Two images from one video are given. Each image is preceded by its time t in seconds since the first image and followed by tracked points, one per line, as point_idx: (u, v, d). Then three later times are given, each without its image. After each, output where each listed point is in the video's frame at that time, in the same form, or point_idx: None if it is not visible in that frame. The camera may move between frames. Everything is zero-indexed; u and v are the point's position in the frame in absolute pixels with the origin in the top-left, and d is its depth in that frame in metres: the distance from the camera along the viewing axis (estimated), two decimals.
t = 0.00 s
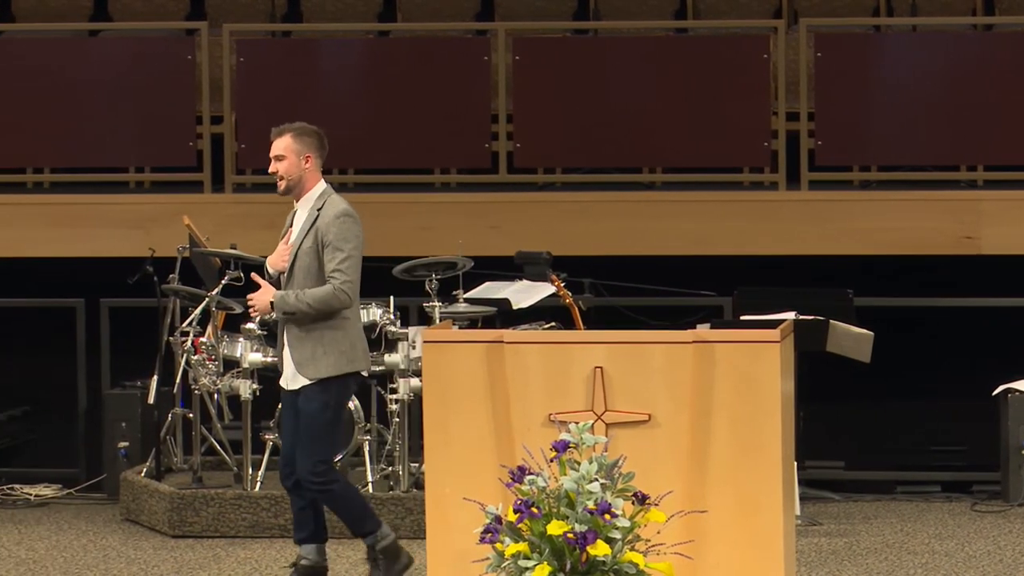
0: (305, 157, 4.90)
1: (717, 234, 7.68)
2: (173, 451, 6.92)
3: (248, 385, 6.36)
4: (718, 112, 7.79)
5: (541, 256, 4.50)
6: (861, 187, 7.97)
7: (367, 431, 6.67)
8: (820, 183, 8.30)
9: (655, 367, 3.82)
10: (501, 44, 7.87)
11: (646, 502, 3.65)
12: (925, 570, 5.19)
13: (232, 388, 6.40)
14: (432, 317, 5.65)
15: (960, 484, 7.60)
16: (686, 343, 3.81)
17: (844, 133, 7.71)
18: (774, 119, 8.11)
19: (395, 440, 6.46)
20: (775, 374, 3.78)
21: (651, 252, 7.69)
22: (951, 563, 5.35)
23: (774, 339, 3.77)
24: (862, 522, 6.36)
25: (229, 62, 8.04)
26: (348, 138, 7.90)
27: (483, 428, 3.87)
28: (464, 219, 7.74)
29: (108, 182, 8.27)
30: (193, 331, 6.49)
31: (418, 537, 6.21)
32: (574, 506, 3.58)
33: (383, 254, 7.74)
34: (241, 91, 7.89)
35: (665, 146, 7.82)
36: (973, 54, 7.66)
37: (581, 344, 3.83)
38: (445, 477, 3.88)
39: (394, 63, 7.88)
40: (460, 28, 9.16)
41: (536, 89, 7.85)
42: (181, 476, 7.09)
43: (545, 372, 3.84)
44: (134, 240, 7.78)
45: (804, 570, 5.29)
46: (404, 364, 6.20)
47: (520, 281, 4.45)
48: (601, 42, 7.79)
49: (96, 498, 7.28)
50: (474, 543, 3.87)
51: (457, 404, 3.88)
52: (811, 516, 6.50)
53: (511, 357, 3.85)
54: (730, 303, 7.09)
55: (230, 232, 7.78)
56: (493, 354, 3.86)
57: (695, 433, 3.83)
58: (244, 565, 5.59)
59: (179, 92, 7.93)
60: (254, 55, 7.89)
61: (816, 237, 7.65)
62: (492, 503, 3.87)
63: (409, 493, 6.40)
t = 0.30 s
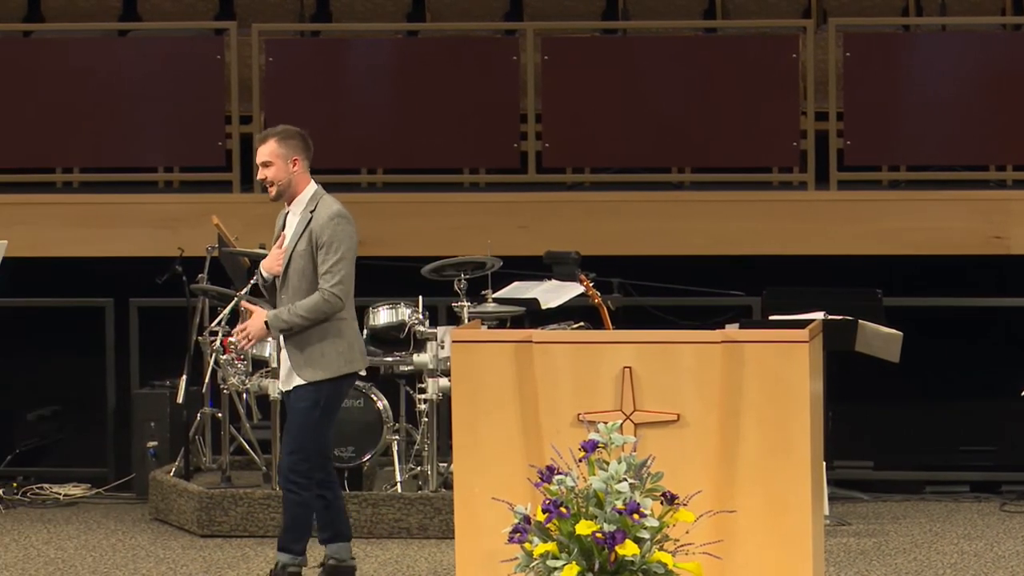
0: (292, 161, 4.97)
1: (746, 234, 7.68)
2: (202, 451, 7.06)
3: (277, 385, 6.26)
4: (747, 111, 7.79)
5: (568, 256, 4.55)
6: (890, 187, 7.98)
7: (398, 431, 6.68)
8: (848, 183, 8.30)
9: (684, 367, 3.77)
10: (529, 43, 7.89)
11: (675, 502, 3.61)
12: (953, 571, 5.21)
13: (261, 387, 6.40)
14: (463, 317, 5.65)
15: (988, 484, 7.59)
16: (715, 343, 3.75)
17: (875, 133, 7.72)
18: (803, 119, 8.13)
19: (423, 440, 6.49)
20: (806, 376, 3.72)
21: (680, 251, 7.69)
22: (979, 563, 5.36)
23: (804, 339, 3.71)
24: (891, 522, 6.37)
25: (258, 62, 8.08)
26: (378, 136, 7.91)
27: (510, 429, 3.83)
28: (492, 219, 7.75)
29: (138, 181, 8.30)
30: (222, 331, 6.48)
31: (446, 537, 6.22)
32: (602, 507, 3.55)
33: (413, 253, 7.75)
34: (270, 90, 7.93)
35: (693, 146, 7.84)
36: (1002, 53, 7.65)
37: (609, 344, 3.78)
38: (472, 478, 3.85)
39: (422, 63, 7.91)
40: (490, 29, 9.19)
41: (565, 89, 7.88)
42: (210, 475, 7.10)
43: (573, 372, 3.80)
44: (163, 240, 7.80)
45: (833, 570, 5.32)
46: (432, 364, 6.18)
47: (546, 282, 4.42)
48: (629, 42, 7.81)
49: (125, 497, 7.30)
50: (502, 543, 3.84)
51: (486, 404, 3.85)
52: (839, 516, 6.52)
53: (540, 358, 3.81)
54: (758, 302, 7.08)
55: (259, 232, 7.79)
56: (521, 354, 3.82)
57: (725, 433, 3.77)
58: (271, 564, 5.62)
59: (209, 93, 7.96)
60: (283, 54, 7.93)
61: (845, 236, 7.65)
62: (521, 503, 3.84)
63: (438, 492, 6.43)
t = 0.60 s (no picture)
0: (291, 160, 4.97)
1: (767, 234, 7.69)
2: (224, 451, 7.10)
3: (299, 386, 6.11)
4: (768, 111, 7.80)
5: (592, 255, 4.50)
6: (911, 187, 8.00)
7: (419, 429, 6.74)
8: (869, 183, 8.31)
9: (705, 367, 3.63)
10: (551, 43, 7.91)
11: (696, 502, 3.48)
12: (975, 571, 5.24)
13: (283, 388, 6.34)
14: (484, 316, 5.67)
15: (1008, 485, 7.58)
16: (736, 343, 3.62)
17: (896, 134, 7.76)
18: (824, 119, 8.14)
19: (445, 440, 6.52)
20: (829, 377, 3.58)
21: (700, 252, 7.70)
22: (1001, 563, 5.39)
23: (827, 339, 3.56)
24: (912, 522, 6.38)
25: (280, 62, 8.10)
26: (401, 136, 7.94)
27: (532, 429, 3.71)
28: (513, 219, 7.76)
29: (159, 181, 8.31)
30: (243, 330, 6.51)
31: (467, 538, 6.24)
32: (624, 507, 3.43)
33: (433, 253, 7.76)
34: (291, 91, 7.96)
35: (714, 146, 7.85)
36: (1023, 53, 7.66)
37: (631, 343, 3.65)
38: (492, 477, 3.73)
39: (444, 63, 7.93)
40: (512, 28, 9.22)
41: (586, 89, 7.91)
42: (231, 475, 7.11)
43: (595, 372, 3.67)
44: (184, 240, 7.81)
45: (854, 569, 5.34)
46: (454, 364, 6.15)
47: (567, 283, 4.43)
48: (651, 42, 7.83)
49: (147, 496, 7.32)
50: (523, 543, 3.71)
51: (507, 403, 3.72)
52: (861, 516, 6.53)
53: (561, 358, 3.69)
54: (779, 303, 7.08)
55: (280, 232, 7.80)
56: (543, 354, 3.70)
57: (747, 433, 3.63)
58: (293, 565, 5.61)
59: (231, 93, 7.98)
60: (305, 55, 7.95)
61: (866, 236, 7.65)
62: (543, 503, 3.72)
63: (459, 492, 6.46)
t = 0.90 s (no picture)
0: (295, 158, 4.95)
1: (786, 234, 7.69)
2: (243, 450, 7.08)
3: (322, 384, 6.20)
4: (786, 111, 7.81)
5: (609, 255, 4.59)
6: (929, 187, 8.00)
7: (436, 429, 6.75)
8: (887, 183, 8.31)
9: (724, 368, 3.55)
10: (570, 43, 7.92)
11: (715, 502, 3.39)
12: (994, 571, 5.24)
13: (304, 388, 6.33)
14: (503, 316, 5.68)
15: None
16: (754, 342, 3.53)
17: (917, 134, 7.78)
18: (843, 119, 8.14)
19: (463, 440, 6.50)
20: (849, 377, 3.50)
21: (718, 252, 7.70)
22: (1020, 563, 5.39)
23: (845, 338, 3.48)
24: (931, 522, 6.38)
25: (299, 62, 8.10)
26: (421, 136, 7.96)
27: (549, 430, 3.63)
28: (531, 219, 7.76)
29: (177, 181, 8.33)
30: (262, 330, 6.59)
31: (486, 537, 6.25)
32: (642, 507, 3.33)
33: (452, 253, 7.76)
34: (309, 91, 7.96)
35: (733, 146, 7.85)
36: None
37: (650, 342, 3.56)
38: (510, 477, 3.64)
39: (463, 63, 7.94)
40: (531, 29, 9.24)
41: (604, 89, 7.92)
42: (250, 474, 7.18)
43: (613, 372, 3.59)
44: (203, 240, 7.82)
45: (872, 569, 5.34)
46: (472, 364, 6.16)
47: (586, 282, 4.43)
48: (670, 42, 7.84)
49: (165, 496, 7.33)
50: (541, 543, 3.63)
51: (524, 403, 3.64)
52: (879, 516, 6.51)
53: (580, 358, 3.60)
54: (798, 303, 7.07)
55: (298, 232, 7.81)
56: (561, 354, 3.62)
57: (767, 432, 3.54)
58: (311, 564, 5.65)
59: (249, 93, 8.01)
60: (324, 54, 7.95)
61: (884, 236, 7.65)
62: (562, 503, 3.64)
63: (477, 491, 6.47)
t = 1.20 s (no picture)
0: (284, 160, 4.88)
1: (791, 234, 7.69)
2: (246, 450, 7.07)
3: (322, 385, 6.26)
4: (792, 111, 7.82)
5: (615, 254, 4.56)
6: (935, 187, 8.00)
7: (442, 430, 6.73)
8: (893, 182, 8.30)
9: (730, 368, 3.54)
10: (576, 43, 7.92)
11: (719, 502, 3.38)
12: (999, 571, 5.24)
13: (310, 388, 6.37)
14: (507, 315, 5.67)
15: None
16: (759, 342, 3.52)
17: (924, 134, 7.79)
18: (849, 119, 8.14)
19: (468, 441, 6.49)
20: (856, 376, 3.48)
21: (724, 252, 7.70)
22: None
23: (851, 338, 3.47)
24: (936, 522, 6.37)
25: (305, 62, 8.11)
26: (426, 136, 7.96)
27: (555, 428, 3.61)
28: (536, 219, 7.76)
29: (183, 181, 8.33)
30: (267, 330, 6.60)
31: (491, 537, 6.24)
32: (647, 507, 3.32)
33: (457, 253, 7.76)
34: (315, 91, 7.99)
35: (738, 146, 7.85)
36: None
37: (655, 342, 3.55)
38: (516, 477, 3.62)
39: (468, 63, 7.95)
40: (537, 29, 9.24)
41: (610, 89, 7.92)
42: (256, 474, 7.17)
43: (619, 372, 3.57)
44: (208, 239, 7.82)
45: (876, 569, 5.33)
46: (477, 364, 6.18)
47: (592, 282, 4.45)
48: (677, 42, 7.85)
49: (170, 496, 7.33)
50: (547, 542, 3.62)
51: (529, 401, 3.62)
52: (884, 516, 6.50)
53: (585, 358, 3.59)
54: (803, 303, 7.07)
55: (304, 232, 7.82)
56: (566, 354, 3.59)
57: (771, 432, 3.53)
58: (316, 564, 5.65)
59: (255, 93, 8.01)
60: (330, 53, 7.97)
61: (889, 237, 7.65)
62: (567, 502, 3.62)
63: (482, 491, 6.46)
